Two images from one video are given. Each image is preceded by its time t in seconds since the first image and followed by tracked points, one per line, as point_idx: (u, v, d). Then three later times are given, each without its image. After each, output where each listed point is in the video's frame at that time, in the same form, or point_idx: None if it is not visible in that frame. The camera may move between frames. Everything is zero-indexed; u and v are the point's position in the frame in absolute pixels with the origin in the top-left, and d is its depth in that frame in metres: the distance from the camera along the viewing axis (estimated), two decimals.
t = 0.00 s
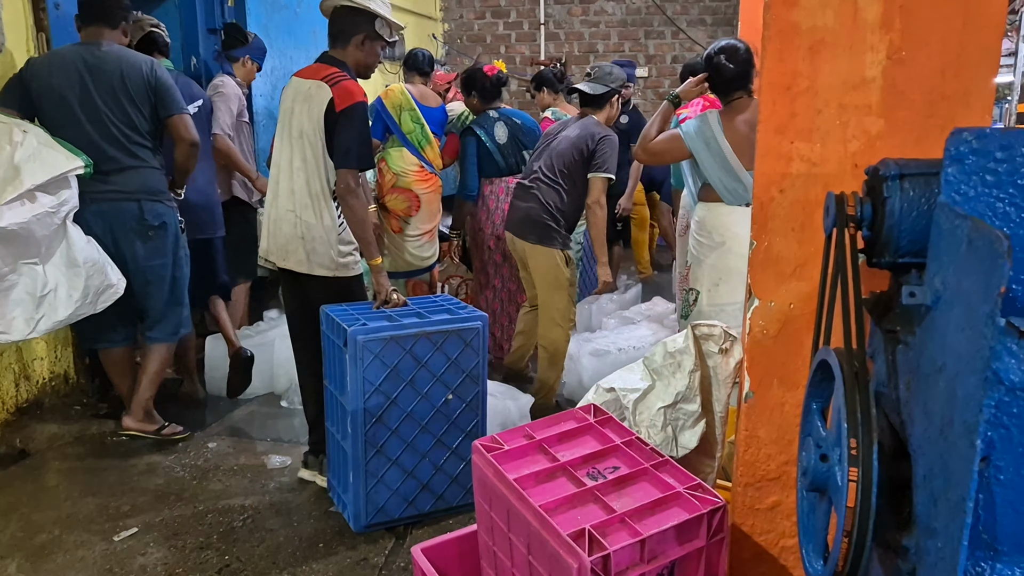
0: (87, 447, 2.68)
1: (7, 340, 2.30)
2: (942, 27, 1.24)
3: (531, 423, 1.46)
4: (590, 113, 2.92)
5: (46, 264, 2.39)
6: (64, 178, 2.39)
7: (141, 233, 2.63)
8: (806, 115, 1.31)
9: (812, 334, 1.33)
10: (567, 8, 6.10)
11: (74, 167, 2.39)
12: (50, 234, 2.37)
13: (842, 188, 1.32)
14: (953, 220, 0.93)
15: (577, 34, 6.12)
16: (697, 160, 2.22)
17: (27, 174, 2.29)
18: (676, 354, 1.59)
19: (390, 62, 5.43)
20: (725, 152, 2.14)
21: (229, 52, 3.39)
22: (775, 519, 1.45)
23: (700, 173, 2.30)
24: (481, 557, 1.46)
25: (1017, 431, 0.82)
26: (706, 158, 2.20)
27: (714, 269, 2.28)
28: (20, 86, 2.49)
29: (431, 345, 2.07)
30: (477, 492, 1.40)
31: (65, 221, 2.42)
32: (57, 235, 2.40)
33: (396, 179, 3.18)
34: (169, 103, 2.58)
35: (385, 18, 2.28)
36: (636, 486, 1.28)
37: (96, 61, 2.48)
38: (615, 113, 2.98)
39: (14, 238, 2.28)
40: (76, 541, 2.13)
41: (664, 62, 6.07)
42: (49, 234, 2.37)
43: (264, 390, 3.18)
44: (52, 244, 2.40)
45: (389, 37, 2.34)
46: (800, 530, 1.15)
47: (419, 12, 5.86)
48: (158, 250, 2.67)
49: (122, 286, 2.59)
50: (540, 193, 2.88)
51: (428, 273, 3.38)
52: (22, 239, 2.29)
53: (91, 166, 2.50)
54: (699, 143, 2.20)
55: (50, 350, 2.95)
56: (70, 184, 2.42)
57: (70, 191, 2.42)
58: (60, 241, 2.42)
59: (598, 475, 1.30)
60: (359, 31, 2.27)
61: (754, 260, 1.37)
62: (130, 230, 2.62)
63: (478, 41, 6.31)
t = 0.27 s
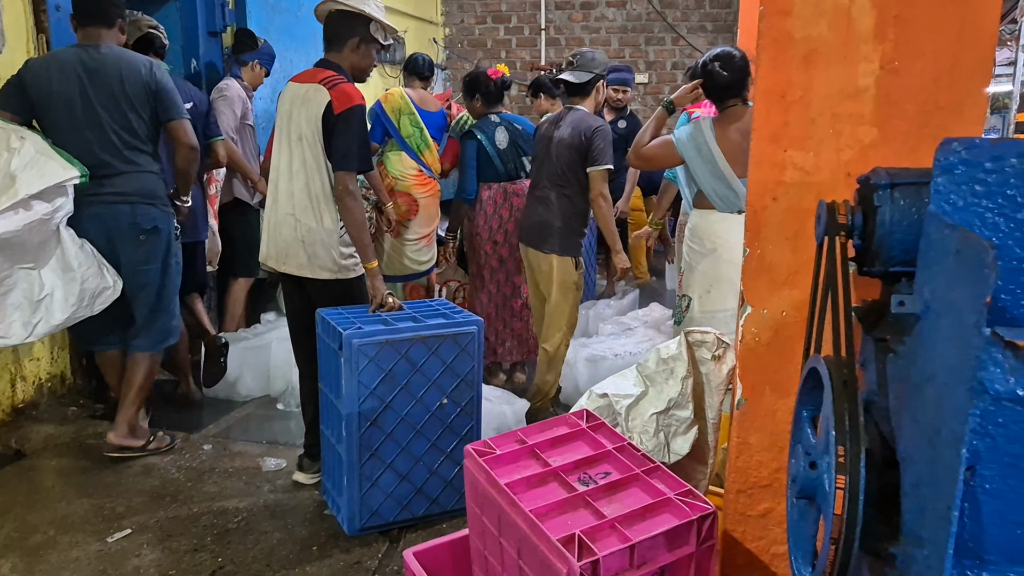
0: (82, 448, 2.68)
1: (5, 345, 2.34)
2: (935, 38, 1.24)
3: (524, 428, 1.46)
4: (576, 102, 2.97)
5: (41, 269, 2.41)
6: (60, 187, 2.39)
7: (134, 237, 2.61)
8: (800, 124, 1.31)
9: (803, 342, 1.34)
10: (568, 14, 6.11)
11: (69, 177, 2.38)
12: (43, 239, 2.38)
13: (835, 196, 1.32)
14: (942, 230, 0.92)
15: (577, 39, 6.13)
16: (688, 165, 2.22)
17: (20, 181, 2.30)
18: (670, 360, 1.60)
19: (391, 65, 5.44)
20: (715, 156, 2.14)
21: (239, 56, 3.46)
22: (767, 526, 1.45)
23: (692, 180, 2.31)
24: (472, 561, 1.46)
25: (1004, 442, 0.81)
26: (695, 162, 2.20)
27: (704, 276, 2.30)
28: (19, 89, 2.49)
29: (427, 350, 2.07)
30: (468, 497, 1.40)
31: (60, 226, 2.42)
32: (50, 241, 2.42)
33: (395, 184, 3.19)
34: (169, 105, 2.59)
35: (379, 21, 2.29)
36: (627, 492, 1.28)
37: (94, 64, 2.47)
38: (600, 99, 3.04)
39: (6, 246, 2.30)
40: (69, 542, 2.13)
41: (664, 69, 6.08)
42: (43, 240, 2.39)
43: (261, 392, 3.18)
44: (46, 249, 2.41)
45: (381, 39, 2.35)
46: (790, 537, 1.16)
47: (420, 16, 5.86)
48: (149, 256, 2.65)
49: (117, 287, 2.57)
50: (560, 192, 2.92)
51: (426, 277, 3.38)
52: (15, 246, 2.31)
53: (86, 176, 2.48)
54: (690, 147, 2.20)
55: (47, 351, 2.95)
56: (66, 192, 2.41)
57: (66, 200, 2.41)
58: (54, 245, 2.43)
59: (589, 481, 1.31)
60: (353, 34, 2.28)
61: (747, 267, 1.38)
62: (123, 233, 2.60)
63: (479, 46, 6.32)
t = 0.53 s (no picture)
0: (71, 452, 2.68)
1: None
2: (916, 49, 1.26)
3: (510, 435, 1.47)
4: (557, 103, 3.05)
5: (18, 276, 2.42)
6: (40, 192, 2.39)
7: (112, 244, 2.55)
8: (785, 133, 1.32)
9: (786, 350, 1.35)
10: (564, 21, 6.13)
11: (49, 183, 2.38)
12: (20, 244, 2.39)
13: (819, 206, 1.33)
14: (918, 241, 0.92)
15: (573, 46, 6.15)
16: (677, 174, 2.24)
17: None
18: (655, 368, 1.61)
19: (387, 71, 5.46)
20: (703, 166, 2.15)
21: (243, 61, 3.51)
22: (751, 533, 1.45)
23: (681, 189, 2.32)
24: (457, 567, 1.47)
25: (977, 452, 0.80)
26: (684, 171, 2.22)
27: (692, 284, 2.31)
28: (11, 94, 2.49)
29: (416, 356, 2.08)
30: (453, 504, 1.40)
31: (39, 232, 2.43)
32: (27, 248, 2.42)
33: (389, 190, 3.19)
34: (160, 114, 2.54)
35: (368, 26, 2.30)
36: (610, 499, 1.28)
37: (85, 69, 2.45)
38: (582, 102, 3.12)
39: None
40: (55, 546, 2.13)
41: (660, 76, 6.10)
42: (19, 247, 2.40)
43: (253, 397, 3.17)
44: (23, 255, 2.42)
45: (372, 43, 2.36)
46: (771, 546, 1.16)
47: (416, 22, 5.88)
48: (129, 261, 2.58)
49: (98, 298, 2.53)
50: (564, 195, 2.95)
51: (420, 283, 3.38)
52: None
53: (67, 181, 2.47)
54: (678, 156, 2.21)
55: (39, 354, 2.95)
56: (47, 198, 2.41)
57: (46, 205, 2.41)
58: (32, 253, 2.44)
59: (572, 488, 1.31)
60: (343, 40, 2.29)
61: (732, 275, 1.39)
62: (108, 237, 2.54)
63: (475, 52, 6.34)
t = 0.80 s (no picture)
0: (59, 458, 2.67)
1: None
2: (895, 60, 1.27)
3: (494, 441, 1.47)
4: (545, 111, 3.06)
5: None
6: (21, 196, 2.37)
7: (96, 252, 2.55)
8: (765, 142, 1.34)
9: (766, 357, 1.36)
10: (558, 29, 6.16)
11: (30, 186, 2.36)
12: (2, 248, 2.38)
13: (800, 214, 1.34)
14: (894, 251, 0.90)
15: (567, 54, 6.17)
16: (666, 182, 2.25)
17: None
18: (639, 374, 1.62)
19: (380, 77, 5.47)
20: (693, 176, 2.18)
21: (235, 69, 3.48)
22: (735, 540, 1.46)
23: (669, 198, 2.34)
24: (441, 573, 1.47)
25: (947, 457, 0.80)
26: (676, 183, 2.23)
27: (680, 292, 2.33)
28: None
29: (403, 362, 2.08)
30: (437, 509, 1.41)
31: (21, 239, 2.43)
32: (8, 255, 2.41)
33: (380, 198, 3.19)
34: (140, 123, 2.49)
35: (358, 33, 2.31)
36: (593, 505, 1.29)
37: (66, 75, 2.41)
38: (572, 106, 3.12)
39: None
40: (40, 553, 2.12)
41: (653, 84, 6.12)
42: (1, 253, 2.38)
43: (243, 403, 3.17)
44: (3, 262, 2.40)
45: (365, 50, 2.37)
46: (751, 551, 1.16)
47: (410, 29, 5.89)
48: (114, 268, 2.57)
49: (76, 313, 2.53)
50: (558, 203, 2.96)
51: (411, 289, 3.39)
52: None
53: (50, 186, 2.48)
54: (669, 165, 2.23)
55: (27, 360, 2.95)
56: (28, 204, 2.40)
57: (27, 209, 2.39)
58: (12, 260, 2.42)
59: (555, 494, 1.32)
60: (331, 47, 2.29)
61: (714, 282, 1.40)
62: (88, 245, 2.54)
63: (469, 59, 6.36)
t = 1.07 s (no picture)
0: (46, 467, 2.65)
1: None
2: (876, 70, 1.29)
3: (481, 449, 1.47)
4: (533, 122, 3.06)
5: None
6: None
7: (77, 259, 2.53)
8: (750, 151, 1.35)
9: (751, 365, 1.37)
10: (549, 37, 6.18)
11: None
12: None
13: (784, 223, 1.36)
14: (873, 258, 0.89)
15: (558, 61, 6.20)
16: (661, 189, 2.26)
17: None
18: (625, 382, 1.63)
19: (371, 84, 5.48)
20: (686, 184, 2.20)
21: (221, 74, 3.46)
22: (721, 546, 1.46)
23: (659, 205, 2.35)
24: None
25: (925, 465, 0.78)
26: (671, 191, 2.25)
27: (666, 299, 2.33)
28: None
29: (392, 369, 2.08)
30: (423, 517, 1.41)
31: None
32: None
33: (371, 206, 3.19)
34: (119, 130, 2.44)
35: (352, 43, 2.30)
36: (578, 512, 1.29)
37: (46, 82, 2.39)
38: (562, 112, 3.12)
39: None
40: (24, 562, 2.10)
41: (643, 92, 6.14)
42: None
43: (232, 411, 3.16)
44: None
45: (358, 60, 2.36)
46: (736, 558, 1.17)
47: (401, 37, 5.91)
48: (96, 276, 2.56)
49: (58, 316, 2.52)
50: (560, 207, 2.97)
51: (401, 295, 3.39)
52: None
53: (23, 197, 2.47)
54: (663, 173, 2.24)
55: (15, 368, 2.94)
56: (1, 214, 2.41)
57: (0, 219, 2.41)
58: None
59: (541, 501, 1.32)
60: (324, 56, 2.29)
61: (699, 291, 1.41)
62: (68, 253, 2.52)
63: (460, 67, 6.38)
